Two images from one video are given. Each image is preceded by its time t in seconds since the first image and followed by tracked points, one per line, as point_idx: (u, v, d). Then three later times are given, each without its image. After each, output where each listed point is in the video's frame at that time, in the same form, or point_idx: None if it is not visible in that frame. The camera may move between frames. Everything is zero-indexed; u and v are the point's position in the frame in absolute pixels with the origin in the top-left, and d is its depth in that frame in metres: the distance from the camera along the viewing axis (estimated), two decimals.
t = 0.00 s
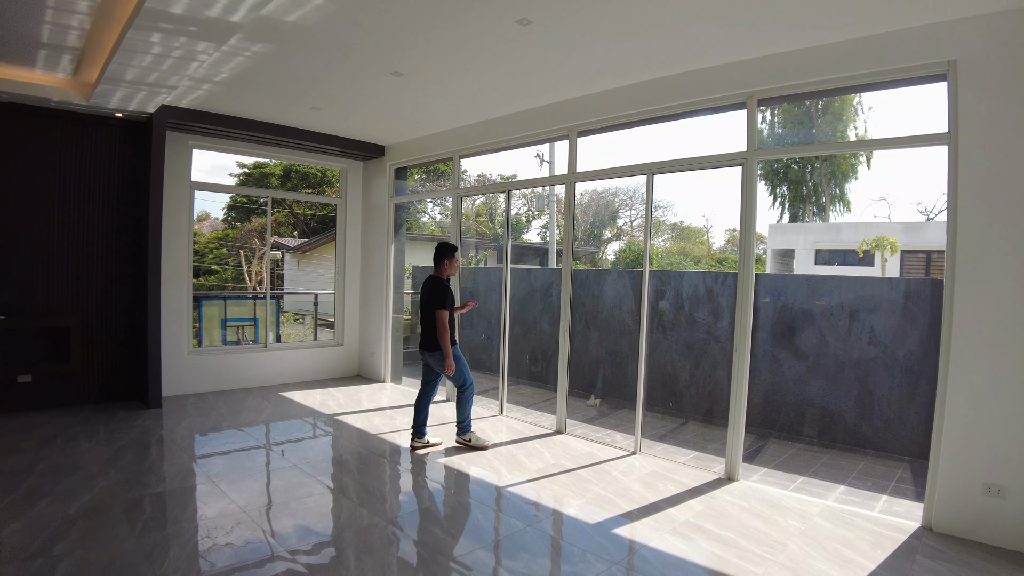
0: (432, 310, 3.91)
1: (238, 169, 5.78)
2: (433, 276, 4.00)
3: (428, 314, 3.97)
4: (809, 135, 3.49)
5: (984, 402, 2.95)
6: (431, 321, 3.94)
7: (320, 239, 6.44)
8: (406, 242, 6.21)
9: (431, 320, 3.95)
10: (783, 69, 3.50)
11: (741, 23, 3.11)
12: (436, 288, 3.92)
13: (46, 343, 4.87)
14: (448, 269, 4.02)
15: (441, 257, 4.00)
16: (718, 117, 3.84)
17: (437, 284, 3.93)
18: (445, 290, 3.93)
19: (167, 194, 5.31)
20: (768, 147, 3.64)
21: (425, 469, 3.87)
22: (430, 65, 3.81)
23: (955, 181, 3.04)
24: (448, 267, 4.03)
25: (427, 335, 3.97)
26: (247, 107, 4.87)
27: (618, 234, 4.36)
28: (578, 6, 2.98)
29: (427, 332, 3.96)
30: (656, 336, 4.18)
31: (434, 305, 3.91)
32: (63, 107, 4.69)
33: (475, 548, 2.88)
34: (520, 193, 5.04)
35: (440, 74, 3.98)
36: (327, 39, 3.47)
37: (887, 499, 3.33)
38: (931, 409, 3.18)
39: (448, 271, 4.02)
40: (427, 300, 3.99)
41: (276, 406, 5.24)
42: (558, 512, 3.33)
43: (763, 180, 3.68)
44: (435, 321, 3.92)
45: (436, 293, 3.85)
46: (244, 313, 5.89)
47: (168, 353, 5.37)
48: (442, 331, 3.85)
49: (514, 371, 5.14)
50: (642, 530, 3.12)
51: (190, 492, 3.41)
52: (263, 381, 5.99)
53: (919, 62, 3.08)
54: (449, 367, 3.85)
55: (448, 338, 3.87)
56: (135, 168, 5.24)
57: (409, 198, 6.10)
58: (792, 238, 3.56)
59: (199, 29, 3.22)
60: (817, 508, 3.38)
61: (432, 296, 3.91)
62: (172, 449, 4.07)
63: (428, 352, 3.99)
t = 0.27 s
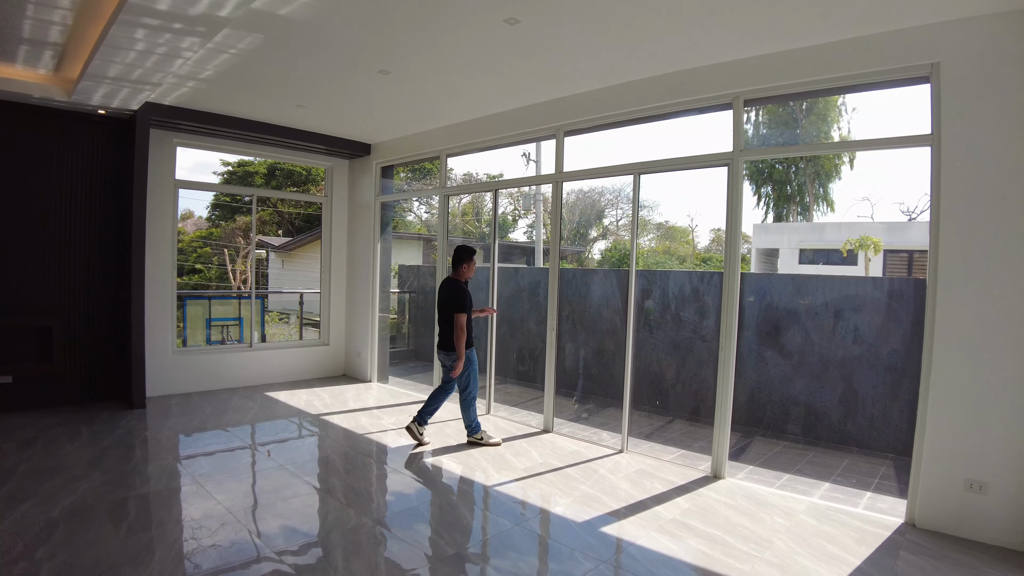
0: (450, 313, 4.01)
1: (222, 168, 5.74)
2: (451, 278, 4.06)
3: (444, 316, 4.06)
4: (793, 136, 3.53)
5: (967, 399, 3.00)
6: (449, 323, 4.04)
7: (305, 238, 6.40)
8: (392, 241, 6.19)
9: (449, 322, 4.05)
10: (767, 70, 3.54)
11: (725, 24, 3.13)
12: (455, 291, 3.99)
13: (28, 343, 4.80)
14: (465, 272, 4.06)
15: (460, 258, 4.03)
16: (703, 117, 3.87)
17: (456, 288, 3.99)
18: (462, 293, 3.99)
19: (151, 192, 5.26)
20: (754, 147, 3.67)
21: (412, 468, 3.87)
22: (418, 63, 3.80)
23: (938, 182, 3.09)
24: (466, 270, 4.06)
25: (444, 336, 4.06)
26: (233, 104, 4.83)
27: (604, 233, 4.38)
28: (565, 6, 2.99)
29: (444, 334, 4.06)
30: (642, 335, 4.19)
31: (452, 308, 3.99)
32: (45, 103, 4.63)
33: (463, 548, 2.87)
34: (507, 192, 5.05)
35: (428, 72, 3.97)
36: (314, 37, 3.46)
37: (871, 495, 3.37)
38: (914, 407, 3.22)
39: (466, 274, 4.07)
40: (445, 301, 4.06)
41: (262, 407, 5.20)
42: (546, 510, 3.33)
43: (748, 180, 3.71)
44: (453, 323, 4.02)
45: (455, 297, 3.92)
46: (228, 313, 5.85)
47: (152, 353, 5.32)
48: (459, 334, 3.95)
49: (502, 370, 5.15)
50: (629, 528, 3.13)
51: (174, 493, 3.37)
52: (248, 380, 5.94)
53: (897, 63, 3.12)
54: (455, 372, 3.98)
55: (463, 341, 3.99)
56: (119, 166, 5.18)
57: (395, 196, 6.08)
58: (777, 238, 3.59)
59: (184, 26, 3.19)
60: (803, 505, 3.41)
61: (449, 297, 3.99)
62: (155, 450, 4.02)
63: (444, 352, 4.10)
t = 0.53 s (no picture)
0: (461, 307, 4.19)
1: (208, 167, 5.70)
2: (458, 277, 4.26)
3: (456, 313, 4.23)
4: (781, 136, 3.55)
5: (951, 397, 3.03)
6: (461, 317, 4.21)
7: (293, 237, 6.36)
8: (381, 240, 6.17)
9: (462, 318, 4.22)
10: (753, 71, 3.57)
11: (713, 25, 3.15)
12: (464, 287, 4.20)
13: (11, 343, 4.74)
14: (473, 270, 4.27)
15: (471, 257, 4.24)
16: (691, 117, 3.89)
17: (464, 284, 4.22)
18: (468, 290, 4.20)
19: (137, 191, 5.21)
20: (742, 147, 3.69)
21: (401, 468, 3.86)
22: (407, 61, 3.79)
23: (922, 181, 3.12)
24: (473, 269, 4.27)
25: (457, 332, 4.23)
26: (221, 102, 4.80)
27: (592, 232, 4.39)
28: (554, 5, 2.99)
29: (456, 330, 4.22)
30: (631, 334, 4.21)
31: (461, 303, 4.19)
32: (30, 100, 4.58)
33: (452, 547, 2.87)
34: (496, 191, 5.05)
35: (417, 71, 3.96)
36: (302, 35, 3.44)
37: (857, 492, 3.40)
38: (900, 404, 3.26)
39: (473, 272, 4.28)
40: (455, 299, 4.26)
41: (250, 407, 5.17)
42: (536, 509, 3.34)
43: (736, 180, 3.73)
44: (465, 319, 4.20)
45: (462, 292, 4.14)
46: (215, 312, 5.82)
47: (138, 353, 5.27)
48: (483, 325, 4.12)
49: (491, 369, 5.15)
50: (618, 526, 3.14)
51: (161, 495, 3.34)
52: (236, 380, 5.91)
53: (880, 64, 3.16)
54: (505, 352, 4.06)
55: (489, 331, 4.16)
56: (105, 164, 5.13)
57: (383, 195, 6.07)
58: (764, 237, 3.62)
59: (170, 22, 3.16)
60: (790, 503, 3.43)
61: (460, 293, 4.19)
62: (141, 451, 3.98)
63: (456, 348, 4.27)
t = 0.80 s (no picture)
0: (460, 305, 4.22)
1: (197, 166, 5.67)
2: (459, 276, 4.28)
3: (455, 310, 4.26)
4: (769, 136, 3.58)
5: (938, 394, 3.07)
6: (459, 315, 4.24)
7: (282, 236, 6.33)
8: (370, 239, 6.16)
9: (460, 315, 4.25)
10: (742, 72, 3.59)
11: (702, 25, 3.17)
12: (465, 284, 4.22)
13: None
14: (474, 269, 4.27)
15: (472, 256, 4.25)
16: (680, 117, 3.91)
17: (464, 282, 4.24)
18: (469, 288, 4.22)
19: (125, 190, 5.17)
20: (730, 147, 3.71)
21: (391, 468, 3.86)
22: (398, 60, 3.78)
23: (909, 181, 3.16)
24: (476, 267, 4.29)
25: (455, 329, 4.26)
26: (210, 101, 4.77)
27: (582, 232, 4.41)
28: (544, 5, 3.00)
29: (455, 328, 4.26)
30: (620, 333, 4.23)
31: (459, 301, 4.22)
32: (16, 97, 4.53)
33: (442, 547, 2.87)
34: (486, 190, 5.05)
35: (408, 70, 3.96)
36: (292, 34, 3.42)
37: (845, 490, 3.43)
38: (887, 402, 3.29)
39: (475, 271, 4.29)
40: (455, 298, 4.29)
41: (239, 407, 5.14)
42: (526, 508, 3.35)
43: (725, 179, 3.75)
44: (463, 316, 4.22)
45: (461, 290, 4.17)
46: (204, 312, 5.78)
47: (127, 353, 5.24)
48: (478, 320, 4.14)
49: (482, 369, 5.15)
50: (609, 525, 3.15)
51: (149, 496, 3.32)
52: (225, 380, 5.88)
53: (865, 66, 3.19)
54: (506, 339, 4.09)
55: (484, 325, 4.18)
56: (92, 163, 5.09)
57: (373, 194, 6.05)
58: (752, 237, 3.65)
59: (158, 20, 3.13)
60: (779, 500, 3.46)
61: (459, 291, 4.22)
62: (129, 452, 3.95)
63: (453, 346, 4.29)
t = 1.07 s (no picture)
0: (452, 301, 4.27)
1: (187, 165, 5.64)
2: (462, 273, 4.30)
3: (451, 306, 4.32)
4: (760, 137, 3.60)
5: (926, 392, 3.10)
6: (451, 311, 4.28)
7: (273, 235, 6.31)
8: (362, 239, 6.15)
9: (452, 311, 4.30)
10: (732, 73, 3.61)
11: (693, 26, 3.19)
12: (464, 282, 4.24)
13: None
14: (476, 267, 4.26)
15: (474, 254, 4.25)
16: (672, 117, 3.92)
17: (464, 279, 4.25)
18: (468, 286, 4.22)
19: (115, 189, 5.14)
20: (722, 147, 3.73)
21: (384, 468, 3.85)
22: (390, 60, 3.78)
23: (898, 181, 3.19)
24: (478, 266, 4.28)
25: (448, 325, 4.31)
26: (202, 100, 4.75)
27: (574, 231, 4.42)
28: (536, 5, 3.00)
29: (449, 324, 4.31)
30: (612, 332, 4.24)
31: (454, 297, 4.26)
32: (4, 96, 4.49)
33: (435, 546, 2.87)
34: (477, 190, 5.05)
35: (401, 69, 3.96)
36: (284, 33, 3.41)
37: (836, 488, 3.46)
38: (877, 401, 3.32)
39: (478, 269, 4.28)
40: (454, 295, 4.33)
41: (230, 407, 5.12)
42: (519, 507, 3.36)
43: (716, 179, 3.77)
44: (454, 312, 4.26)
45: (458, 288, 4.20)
46: (195, 312, 5.76)
47: (117, 354, 5.20)
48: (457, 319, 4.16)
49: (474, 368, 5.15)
50: (601, 524, 3.16)
51: (140, 497, 3.30)
52: (216, 381, 5.85)
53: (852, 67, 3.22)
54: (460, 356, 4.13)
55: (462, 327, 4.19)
56: (81, 161, 5.05)
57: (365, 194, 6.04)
58: (743, 237, 3.67)
59: (148, 17, 3.12)
60: (770, 499, 3.48)
61: (455, 289, 4.27)
62: (119, 453, 3.92)
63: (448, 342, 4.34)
